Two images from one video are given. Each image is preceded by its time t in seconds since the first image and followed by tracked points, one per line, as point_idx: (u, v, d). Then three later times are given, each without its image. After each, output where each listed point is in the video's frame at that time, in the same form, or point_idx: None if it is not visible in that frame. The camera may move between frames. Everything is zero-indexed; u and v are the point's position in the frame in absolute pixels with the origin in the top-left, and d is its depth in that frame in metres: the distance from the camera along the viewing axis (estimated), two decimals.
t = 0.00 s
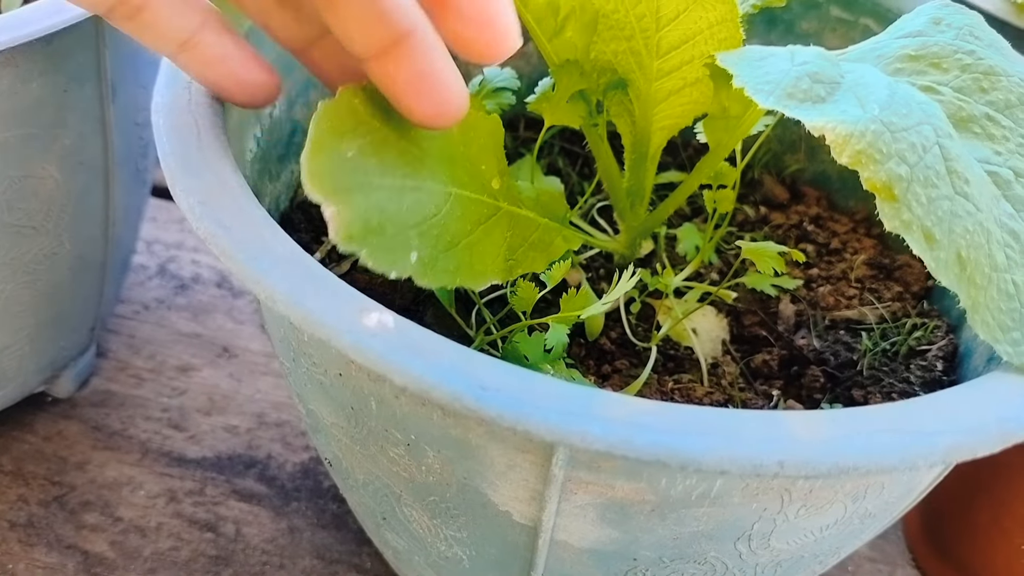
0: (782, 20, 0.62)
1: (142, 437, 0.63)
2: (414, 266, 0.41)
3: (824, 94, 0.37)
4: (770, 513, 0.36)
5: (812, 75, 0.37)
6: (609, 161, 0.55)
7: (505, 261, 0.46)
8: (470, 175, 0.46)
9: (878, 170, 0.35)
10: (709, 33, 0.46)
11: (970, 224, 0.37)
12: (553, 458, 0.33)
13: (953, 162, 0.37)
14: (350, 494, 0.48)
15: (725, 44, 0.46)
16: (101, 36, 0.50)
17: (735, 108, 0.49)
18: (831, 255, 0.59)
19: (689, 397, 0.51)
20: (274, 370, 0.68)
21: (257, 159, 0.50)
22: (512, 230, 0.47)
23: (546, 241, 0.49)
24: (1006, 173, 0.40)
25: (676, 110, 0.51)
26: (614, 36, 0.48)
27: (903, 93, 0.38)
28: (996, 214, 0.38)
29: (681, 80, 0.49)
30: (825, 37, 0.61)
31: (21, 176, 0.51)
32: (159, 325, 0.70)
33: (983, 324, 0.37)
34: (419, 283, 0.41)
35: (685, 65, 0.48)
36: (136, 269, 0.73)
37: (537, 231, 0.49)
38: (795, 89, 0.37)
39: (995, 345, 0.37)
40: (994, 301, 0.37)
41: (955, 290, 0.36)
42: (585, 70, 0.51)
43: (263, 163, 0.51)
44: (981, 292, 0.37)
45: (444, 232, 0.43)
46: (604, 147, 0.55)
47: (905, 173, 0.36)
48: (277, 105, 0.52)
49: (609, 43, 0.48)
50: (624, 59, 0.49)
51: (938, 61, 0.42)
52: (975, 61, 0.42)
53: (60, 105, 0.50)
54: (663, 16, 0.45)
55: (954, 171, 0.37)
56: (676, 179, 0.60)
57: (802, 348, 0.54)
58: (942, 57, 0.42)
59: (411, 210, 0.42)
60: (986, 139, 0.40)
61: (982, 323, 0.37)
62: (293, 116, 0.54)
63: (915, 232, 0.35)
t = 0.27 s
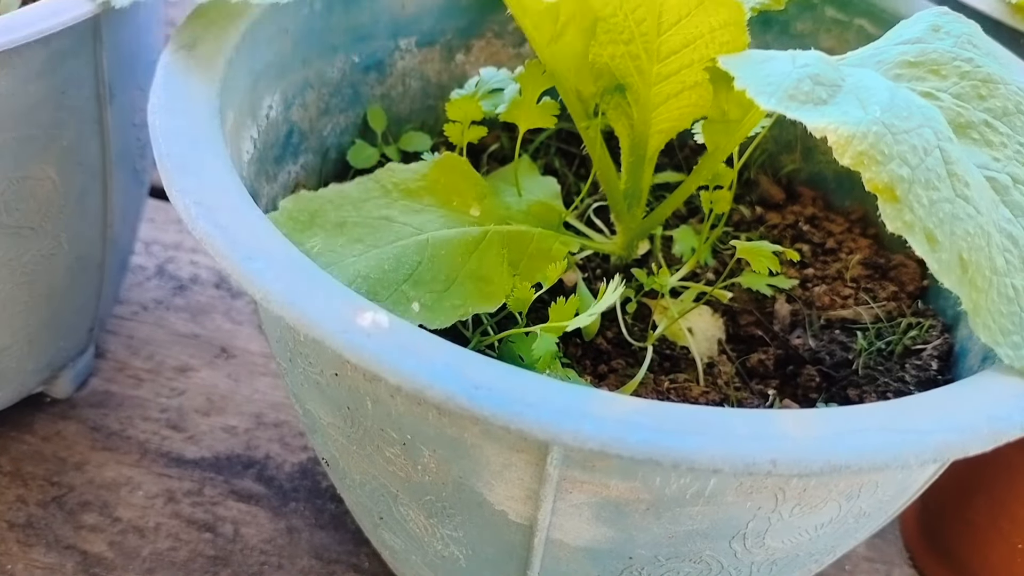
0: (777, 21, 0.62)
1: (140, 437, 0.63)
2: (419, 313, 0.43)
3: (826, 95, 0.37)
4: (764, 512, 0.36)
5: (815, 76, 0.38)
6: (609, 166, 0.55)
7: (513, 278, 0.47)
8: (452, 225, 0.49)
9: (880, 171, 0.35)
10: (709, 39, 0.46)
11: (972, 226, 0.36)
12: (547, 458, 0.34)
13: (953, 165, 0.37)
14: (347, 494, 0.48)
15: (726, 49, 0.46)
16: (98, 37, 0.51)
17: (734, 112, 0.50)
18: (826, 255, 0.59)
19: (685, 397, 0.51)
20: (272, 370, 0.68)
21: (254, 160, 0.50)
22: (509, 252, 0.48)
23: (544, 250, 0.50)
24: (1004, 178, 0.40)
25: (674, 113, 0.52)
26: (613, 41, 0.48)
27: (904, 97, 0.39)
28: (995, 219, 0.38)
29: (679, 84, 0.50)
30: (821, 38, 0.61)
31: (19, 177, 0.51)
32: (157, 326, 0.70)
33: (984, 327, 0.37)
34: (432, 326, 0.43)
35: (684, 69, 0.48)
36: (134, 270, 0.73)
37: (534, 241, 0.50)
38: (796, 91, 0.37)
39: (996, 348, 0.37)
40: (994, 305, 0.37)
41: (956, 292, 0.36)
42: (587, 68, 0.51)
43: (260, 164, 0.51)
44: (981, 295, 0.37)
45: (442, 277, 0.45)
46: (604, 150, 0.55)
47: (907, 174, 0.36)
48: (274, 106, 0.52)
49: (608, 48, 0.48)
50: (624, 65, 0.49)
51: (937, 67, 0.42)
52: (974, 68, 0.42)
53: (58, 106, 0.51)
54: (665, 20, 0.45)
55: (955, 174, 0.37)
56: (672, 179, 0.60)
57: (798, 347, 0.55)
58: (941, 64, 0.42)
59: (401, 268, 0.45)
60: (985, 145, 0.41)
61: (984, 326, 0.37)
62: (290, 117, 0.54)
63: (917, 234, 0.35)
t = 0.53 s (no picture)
0: (783, 20, 0.61)
1: (144, 438, 0.63)
2: (427, 313, 0.42)
3: (836, 98, 0.37)
4: (775, 514, 0.36)
5: (823, 80, 0.37)
6: (614, 166, 0.55)
7: (519, 277, 0.47)
8: (458, 226, 0.48)
9: (893, 174, 0.35)
10: (712, 36, 0.46)
11: (985, 228, 0.36)
12: (557, 460, 0.33)
13: (967, 166, 0.37)
14: (353, 496, 0.48)
15: (729, 47, 0.46)
16: (102, 37, 0.50)
17: (741, 112, 0.50)
18: (833, 255, 0.59)
19: (692, 398, 0.51)
20: (276, 371, 0.68)
21: (259, 161, 0.50)
22: (514, 252, 0.48)
23: (549, 250, 0.49)
24: (1017, 179, 0.40)
25: (679, 113, 0.51)
26: (615, 41, 0.47)
27: (915, 98, 0.38)
28: (1010, 220, 0.38)
29: (683, 83, 0.49)
30: (827, 37, 0.61)
31: (23, 178, 0.51)
32: (160, 327, 0.70)
33: (999, 330, 0.37)
34: (441, 325, 0.43)
35: (688, 67, 0.48)
36: (137, 271, 0.73)
37: (540, 241, 0.49)
38: (806, 95, 0.37)
39: (1012, 351, 0.37)
40: (1009, 306, 0.37)
41: (971, 295, 0.36)
42: (590, 69, 0.51)
43: (265, 165, 0.51)
44: (996, 297, 0.37)
45: (451, 277, 0.45)
46: (610, 151, 0.54)
47: (921, 177, 0.35)
48: (279, 106, 0.52)
49: (610, 48, 0.48)
50: (628, 64, 0.49)
51: (947, 67, 0.42)
52: (984, 67, 0.42)
53: (62, 106, 0.50)
54: (667, 20, 0.45)
55: (968, 176, 0.37)
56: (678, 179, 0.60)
57: (805, 348, 0.54)
58: (951, 64, 0.42)
59: (407, 268, 0.44)
60: (997, 145, 0.41)
61: (997, 328, 0.37)
62: (294, 117, 0.54)
63: (931, 237, 0.35)
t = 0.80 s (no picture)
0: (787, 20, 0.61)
1: (143, 441, 0.63)
2: (429, 316, 0.42)
3: (844, 100, 0.36)
4: (783, 520, 0.36)
5: (831, 81, 0.37)
6: (617, 168, 0.54)
7: (523, 280, 0.46)
8: (461, 228, 0.48)
9: (902, 178, 0.34)
10: (717, 36, 0.45)
11: (995, 233, 0.36)
12: (562, 466, 0.33)
13: (976, 170, 0.36)
14: (355, 500, 0.47)
15: (734, 47, 0.45)
16: (101, 36, 0.50)
17: (746, 113, 0.49)
18: (838, 257, 0.58)
19: (697, 401, 0.51)
20: (276, 373, 0.68)
21: (259, 162, 0.49)
22: (517, 253, 0.48)
23: (552, 252, 0.49)
24: None
25: (683, 113, 0.51)
26: (619, 41, 0.47)
27: (924, 100, 0.38)
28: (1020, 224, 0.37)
29: (688, 83, 0.49)
30: (831, 37, 0.60)
31: (20, 179, 0.50)
32: (160, 328, 0.69)
33: (1009, 335, 0.36)
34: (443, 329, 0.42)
35: (692, 68, 0.47)
36: (136, 272, 0.73)
37: (543, 244, 0.49)
38: (814, 95, 0.36)
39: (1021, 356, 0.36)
40: (1018, 313, 0.36)
41: (981, 301, 0.35)
42: (593, 69, 0.50)
43: (265, 166, 0.50)
44: (1007, 304, 0.36)
45: (454, 280, 0.44)
46: (613, 153, 0.54)
47: (930, 181, 0.35)
48: (279, 106, 0.51)
49: (615, 48, 0.48)
50: (631, 64, 0.48)
51: (955, 68, 0.41)
52: (993, 68, 0.41)
53: (60, 107, 0.50)
54: (671, 20, 0.45)
55: (978, 179, 0.36)
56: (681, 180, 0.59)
57: (811, 351, 0.54)
58: (959, 64, 0.41)
59: (410, 271, 0.44)
60: (1006, 147, 0.40)
61: (1007, 333, 0.36)
62: (295, 118, 0.53)
63: (941, 242, 0.34)
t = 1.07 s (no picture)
0: (793, 19, 0.61)
1: (146, 439, 0.63)
2: (436, 314, 0.42)
3: (855, 97, 0.36)
4: (792, 520, 0.35)
5: (842, 79, 0.37)
6: (623, 166, 0.54)
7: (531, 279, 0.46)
8: (467, 227, 0.48)
9: (915, 176, 0.34)
10: (727, 34, 0.45)
11: (1008, 231, 0.35)
12: (571, 465, 0.33)
13: (988, 168, 0.36)
14: (360, 499, 0.47)
15: (744, 45, 0.45)
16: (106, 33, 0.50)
17: (755, 111, 0.49)
18: (844, 255, 0.58)
19: (704, 400, 0.50)
20: (279, 372, 0.67)
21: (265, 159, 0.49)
22: (525, 253, 0.47)
23: (559, 252, 0.48)
24: None
25: (692, 111, 0.51)
26: (627, 38, 0.47)
27: (935, 98, 0.38)
28: None
29: (696, 81, 0.49)
30: (838, 36, 0.60)
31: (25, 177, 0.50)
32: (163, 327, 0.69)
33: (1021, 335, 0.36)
34: (450, 328, 0.42)
35: (701, 66, 0.47)
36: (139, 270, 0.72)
37: (550, 242, 0.49)
38: (825, 93, 0.36)
39: None
40: None
41: (992, 299, 0.35)
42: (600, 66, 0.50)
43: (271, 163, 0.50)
44: (1018, 301, 0.36)
45: (463, 280, 0.44)
46: (619, 152, 0.54)
47: (943, 179, 0.35)
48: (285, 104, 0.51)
49: (622, 45, 0.47)
50: (639, 63, 0.48)
51: (965, 66, 0.41)
52: (1003, 67, 0.41)
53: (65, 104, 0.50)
54: (680, 18, 0.44)
55: (989, 177, 0.36)
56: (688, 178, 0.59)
57: (817, 350, 0.54)
58: (969, 62, 0.41)
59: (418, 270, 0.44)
60: (1016, 145, 0.39)
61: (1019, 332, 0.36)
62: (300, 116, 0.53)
63: (954, 240, 0.34)
